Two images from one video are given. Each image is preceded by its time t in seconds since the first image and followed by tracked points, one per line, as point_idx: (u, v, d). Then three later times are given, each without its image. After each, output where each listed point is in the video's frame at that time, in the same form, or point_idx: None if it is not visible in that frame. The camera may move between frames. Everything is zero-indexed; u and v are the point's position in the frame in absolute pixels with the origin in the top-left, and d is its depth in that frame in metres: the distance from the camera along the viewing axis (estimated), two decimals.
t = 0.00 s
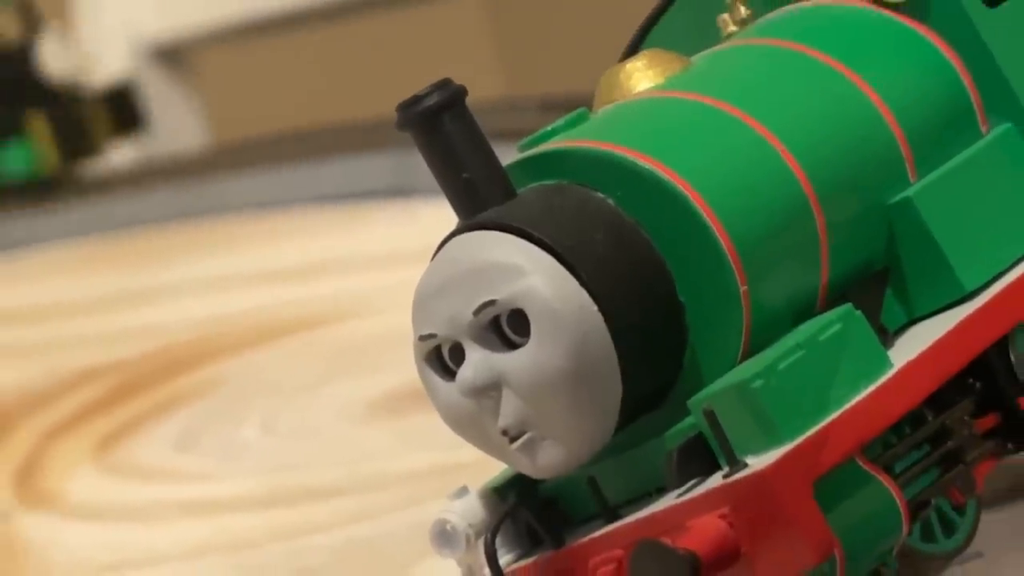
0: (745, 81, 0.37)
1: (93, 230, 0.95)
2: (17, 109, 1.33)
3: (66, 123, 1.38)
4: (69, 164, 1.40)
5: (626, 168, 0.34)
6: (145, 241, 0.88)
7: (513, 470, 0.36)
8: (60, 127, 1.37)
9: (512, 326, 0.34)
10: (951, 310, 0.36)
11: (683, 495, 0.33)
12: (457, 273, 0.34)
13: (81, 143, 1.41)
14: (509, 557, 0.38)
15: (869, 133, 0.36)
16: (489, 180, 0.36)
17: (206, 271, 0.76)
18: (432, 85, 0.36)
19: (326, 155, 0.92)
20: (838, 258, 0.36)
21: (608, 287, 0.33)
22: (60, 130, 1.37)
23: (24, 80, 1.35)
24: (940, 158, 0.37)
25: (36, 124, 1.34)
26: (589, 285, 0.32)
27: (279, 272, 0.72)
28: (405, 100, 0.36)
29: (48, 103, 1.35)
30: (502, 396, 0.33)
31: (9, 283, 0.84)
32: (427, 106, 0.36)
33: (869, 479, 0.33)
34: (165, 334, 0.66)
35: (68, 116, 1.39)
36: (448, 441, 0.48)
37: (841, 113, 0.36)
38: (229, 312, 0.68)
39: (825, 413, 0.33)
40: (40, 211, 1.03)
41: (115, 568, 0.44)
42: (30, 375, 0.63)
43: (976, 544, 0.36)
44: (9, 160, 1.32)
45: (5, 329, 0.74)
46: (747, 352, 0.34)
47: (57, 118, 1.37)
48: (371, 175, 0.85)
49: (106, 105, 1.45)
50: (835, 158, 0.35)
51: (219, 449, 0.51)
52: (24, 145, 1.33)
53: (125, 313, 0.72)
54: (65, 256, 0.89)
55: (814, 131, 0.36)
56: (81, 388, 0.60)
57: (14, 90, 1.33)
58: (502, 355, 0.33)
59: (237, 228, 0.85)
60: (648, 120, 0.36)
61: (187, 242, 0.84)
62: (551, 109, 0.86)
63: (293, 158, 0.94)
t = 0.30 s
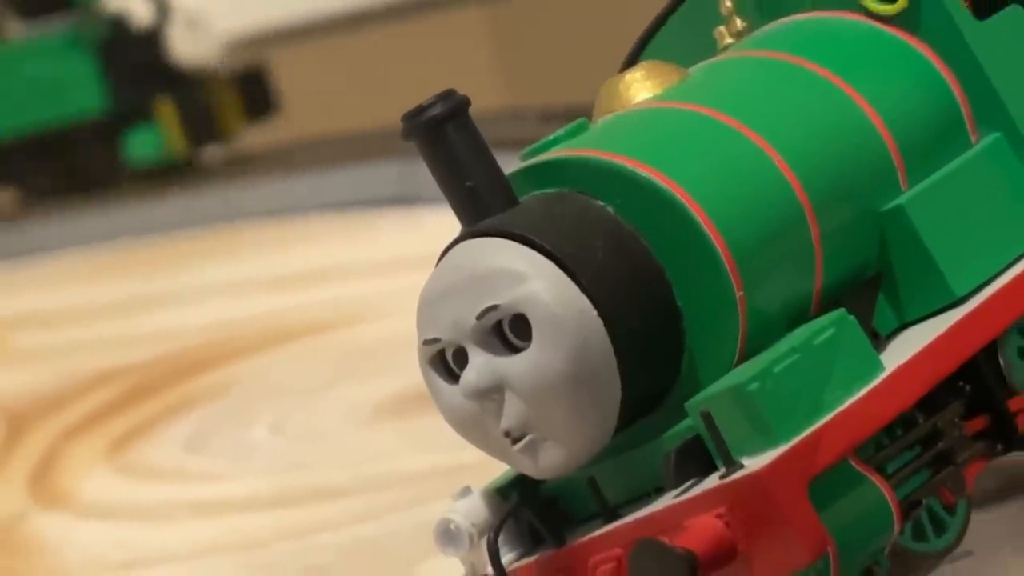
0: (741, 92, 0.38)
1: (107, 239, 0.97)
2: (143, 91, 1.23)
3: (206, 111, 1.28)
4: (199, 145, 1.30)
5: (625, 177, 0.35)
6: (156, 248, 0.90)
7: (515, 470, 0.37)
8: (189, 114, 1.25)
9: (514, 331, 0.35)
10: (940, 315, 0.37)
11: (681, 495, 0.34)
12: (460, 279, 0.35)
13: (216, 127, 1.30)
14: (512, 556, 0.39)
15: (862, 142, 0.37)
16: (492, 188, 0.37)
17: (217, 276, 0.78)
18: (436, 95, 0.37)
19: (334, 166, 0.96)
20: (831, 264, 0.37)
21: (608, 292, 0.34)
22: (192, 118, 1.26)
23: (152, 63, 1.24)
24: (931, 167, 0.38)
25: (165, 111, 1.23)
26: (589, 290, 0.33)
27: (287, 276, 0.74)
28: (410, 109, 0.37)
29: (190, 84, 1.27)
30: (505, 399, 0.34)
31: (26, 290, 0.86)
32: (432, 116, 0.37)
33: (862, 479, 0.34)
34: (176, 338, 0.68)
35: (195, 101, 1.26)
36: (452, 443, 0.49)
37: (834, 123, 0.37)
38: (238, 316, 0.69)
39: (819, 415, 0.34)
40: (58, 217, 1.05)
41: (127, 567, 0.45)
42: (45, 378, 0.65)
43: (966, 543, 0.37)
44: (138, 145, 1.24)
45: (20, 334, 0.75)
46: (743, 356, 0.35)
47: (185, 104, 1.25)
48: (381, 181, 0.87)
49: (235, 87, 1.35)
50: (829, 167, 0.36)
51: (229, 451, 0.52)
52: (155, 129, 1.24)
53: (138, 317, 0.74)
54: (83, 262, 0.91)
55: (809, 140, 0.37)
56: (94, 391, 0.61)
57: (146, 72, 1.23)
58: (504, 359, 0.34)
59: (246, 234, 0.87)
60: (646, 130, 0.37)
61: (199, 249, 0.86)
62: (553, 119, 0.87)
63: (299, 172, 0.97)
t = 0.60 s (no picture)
0: (737, 102, 0.39)
1: (127, 249, 1.00)
2: (251, 80, 1.20)
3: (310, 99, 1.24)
4: (307, 138, 1.27)
5: (624, 185, 0.36)
6: (175, 257, 0.92)
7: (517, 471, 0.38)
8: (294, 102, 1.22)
9: (516, 335, 0.36)
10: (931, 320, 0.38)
11: (678, 495, 0.35)
12: (464, 285, 0.36)
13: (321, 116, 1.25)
14: (513, 554, 0.40)
15: (855, 151, 0.38)
16: (494, 196, 0.38)
17: (232, 283, 0.80)
18: (440, 107, 0.39)
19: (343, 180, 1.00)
20: (824, 270, 0.38)
21: (607, 297, 0.35)
22: (300, 108, 1.24)
23: (256, 52, 1.19)
24: (922, 175, 0.39)
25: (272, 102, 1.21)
26: (589, 295, 0.34)
27: (298, 282, 0.75)
28: (415, 121, 0.39)
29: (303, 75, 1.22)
30: (507, 401, 0.35)
31: (44, 298, 0.87)
32: (435, 126, 0.38)
33: (855, 478, 0.35)
34: (188, 343, 0.69)
35: (306, 91, 1.23)
36: (455, 444, 0.50)
37: (828, 134, 0.38)
38: (249, 322, 0.70)
39: (813, 418, 0.35)
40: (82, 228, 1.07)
41: (140, 563, 0.46)
42: (61, 381, 0.66)
43: (956, 541, 0.38)
44: (246, 134, 1.24)
45: (37, 339, 0.76)
46: (738, 360, 0.36)
47: (294, 94, 1.22)
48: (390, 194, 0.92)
49: (346, 76, 1.28)
50: (822, 175, 0.37)
51: (239, 452, 0.53)
52: (263, 119, 1.23)
53: (152, 323, 0.75)
54: (101, 270, 0.93)
55: (803, 151, 0.38)
56: (107, 395, 0.62)
57: (254, 62, 1.19)
58: (507, 362, 0.35)
59: (264, 240, 0.90)
60: (644, 140, 0.38)
61: (218, 256, 0.89)
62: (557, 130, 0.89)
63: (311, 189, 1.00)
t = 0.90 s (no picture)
0: (732, 114, 0.40)
1: (138, 251, 1.00)
2: (345, 76, 1.18)
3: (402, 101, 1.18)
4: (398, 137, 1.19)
5: (623, 194, 0.37)
6: (184, 262, 0.93)
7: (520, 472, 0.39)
8: (385, 100, 1.16)
9: (518, 339, 0.37)
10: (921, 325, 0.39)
11: (675, 495, 0.36)
12: (468, 291, 0.37)
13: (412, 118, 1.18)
14: (516, 552, 0.41)
15: (848, 161, 0.39)
16: (497, 204, 0.39)
17: (242, 288, 0.81)
18: (445, 119, 0.40)
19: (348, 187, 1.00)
20: (818, 276, 0.39)
21: (608, 303, 0.36)
22: (391, 107, 1.17)
23: (347, 49, 1.18)
24: (913, 184, 0.40)
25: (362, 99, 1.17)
26: (589, 301, 0.35)
27: (305, 288, 0.76)
28: (420, 132, 0.40)
29: (392, 74, 1.18)
30: (509, 404, 0.36)
31: (57, 302, 0.88)
32: (439, 137, 0.39)
33: (848, 479, 0.36)
34: (197, 347, 0.70)
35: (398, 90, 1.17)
36: (460, 446, 0.51)
37: (821, 144, 0.39)
38: (257, 326, 0.72)
39: (807, 420, 0.36)
40: (93, 228, 1.08)
41: (152, 560, 0.47)
42: (75, 384, 0.67)
43: (945, 540, 0.39)
44: (335, 130, 1.19)
45: (51, 343, 0.77)
46: (734, 364, 0.37)
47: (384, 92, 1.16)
48: (391, 204, 0.92)
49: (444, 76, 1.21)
50: (817, 183, 0.38)
51: (249, 453, 0.54)
52: (354, 116, 1.18)
53: (164, 327, 0.76)
54: (112, 274, 0.94)
55: (798, 160, 0.39)
56: (119, 397, 0.63)
57: (350, 58, 1.18)
58: (510, 366, 0.36)
59: (271, 249, 0.91)
60: (643, 150, 0.39)
61: (227, 262, 0.90)
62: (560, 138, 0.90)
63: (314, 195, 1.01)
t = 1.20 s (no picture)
0: (728, 125, 0.41)
1: (149, 259, 1.01)
2: (398, 79, 1.07)
3: (455, 103, 1.08)
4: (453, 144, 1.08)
5: (622, 202, 0.38)
6: (195, 269, 0.95)
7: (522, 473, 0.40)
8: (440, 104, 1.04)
9: (520, 344, 0.38)
10: (912, 329, 0.40)
11: (672, 494, 0.38)
12: (472, 296, 0.38)
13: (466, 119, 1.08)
14: (518, 551, 0.42)
15: (840, 169, 0.40)
16: (500, 212, 0.40)
17: (251, 295, 0.82)
18: (449, 130, 0.41)
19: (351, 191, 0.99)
20: (811, 282, 0.40)
21: (607, 308, 0.37)
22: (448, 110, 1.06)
23: (404, 50, 1.07)
24: (904, 192, 0.41)
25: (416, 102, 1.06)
26: (588, 306, 0.37)
27: (314, 292, 0.78)
28: (425, 142, 0.41)
29: (448, 74, 1.08)
30: (511, 407, 0.38)
31: (69, 308, 0.90)
32: (443, 147, 0.40)
33: (841, 479, 0.37)
34: (207, 351, 0.71)
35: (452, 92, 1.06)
36: (465, 448, 0.52)
37: (813, 153, 0.40)
38: (266, 332, 0.73)
39: (801, 422, 0.37)
40: (103, 233, 1.08)
41: (163, 559, 0.48)
42: (89, 388, 0.68)
43: (935, 538, 0.40)
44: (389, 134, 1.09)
45: (64, 347, 0.79)
46: (730, 367, 0.39)
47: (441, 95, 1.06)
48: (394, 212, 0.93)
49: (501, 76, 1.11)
50: (810, 192, 0.39)
51: (257, 454, 0.56)
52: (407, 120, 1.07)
53: (174, 333, 0.77)
54: (124, 281, 0.95)
55: (791, 168, 0.40)
56: (132, 401, 0.65)
57: (404, 59, 1.07)
58: (512, 369, 0.37)
59: (285, 255, 0.92)
60: (641, 159, 0.40)
61: (236, 269, 0.91)
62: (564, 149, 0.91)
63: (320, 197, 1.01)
